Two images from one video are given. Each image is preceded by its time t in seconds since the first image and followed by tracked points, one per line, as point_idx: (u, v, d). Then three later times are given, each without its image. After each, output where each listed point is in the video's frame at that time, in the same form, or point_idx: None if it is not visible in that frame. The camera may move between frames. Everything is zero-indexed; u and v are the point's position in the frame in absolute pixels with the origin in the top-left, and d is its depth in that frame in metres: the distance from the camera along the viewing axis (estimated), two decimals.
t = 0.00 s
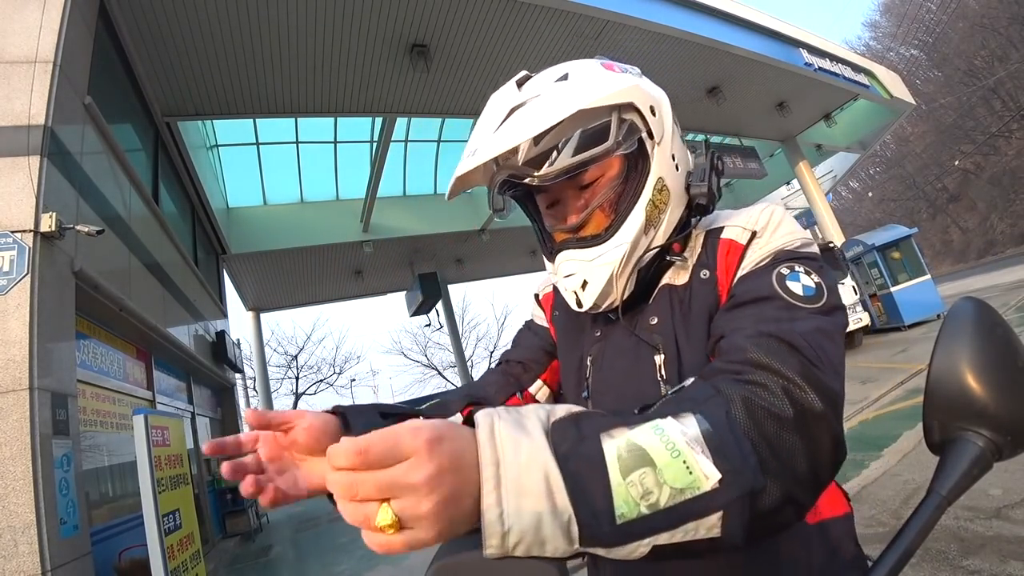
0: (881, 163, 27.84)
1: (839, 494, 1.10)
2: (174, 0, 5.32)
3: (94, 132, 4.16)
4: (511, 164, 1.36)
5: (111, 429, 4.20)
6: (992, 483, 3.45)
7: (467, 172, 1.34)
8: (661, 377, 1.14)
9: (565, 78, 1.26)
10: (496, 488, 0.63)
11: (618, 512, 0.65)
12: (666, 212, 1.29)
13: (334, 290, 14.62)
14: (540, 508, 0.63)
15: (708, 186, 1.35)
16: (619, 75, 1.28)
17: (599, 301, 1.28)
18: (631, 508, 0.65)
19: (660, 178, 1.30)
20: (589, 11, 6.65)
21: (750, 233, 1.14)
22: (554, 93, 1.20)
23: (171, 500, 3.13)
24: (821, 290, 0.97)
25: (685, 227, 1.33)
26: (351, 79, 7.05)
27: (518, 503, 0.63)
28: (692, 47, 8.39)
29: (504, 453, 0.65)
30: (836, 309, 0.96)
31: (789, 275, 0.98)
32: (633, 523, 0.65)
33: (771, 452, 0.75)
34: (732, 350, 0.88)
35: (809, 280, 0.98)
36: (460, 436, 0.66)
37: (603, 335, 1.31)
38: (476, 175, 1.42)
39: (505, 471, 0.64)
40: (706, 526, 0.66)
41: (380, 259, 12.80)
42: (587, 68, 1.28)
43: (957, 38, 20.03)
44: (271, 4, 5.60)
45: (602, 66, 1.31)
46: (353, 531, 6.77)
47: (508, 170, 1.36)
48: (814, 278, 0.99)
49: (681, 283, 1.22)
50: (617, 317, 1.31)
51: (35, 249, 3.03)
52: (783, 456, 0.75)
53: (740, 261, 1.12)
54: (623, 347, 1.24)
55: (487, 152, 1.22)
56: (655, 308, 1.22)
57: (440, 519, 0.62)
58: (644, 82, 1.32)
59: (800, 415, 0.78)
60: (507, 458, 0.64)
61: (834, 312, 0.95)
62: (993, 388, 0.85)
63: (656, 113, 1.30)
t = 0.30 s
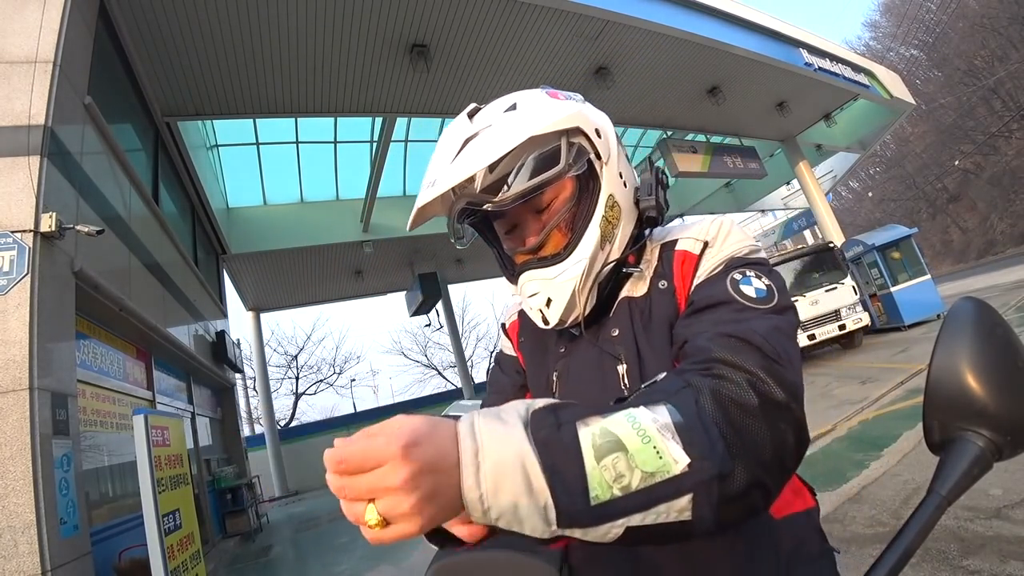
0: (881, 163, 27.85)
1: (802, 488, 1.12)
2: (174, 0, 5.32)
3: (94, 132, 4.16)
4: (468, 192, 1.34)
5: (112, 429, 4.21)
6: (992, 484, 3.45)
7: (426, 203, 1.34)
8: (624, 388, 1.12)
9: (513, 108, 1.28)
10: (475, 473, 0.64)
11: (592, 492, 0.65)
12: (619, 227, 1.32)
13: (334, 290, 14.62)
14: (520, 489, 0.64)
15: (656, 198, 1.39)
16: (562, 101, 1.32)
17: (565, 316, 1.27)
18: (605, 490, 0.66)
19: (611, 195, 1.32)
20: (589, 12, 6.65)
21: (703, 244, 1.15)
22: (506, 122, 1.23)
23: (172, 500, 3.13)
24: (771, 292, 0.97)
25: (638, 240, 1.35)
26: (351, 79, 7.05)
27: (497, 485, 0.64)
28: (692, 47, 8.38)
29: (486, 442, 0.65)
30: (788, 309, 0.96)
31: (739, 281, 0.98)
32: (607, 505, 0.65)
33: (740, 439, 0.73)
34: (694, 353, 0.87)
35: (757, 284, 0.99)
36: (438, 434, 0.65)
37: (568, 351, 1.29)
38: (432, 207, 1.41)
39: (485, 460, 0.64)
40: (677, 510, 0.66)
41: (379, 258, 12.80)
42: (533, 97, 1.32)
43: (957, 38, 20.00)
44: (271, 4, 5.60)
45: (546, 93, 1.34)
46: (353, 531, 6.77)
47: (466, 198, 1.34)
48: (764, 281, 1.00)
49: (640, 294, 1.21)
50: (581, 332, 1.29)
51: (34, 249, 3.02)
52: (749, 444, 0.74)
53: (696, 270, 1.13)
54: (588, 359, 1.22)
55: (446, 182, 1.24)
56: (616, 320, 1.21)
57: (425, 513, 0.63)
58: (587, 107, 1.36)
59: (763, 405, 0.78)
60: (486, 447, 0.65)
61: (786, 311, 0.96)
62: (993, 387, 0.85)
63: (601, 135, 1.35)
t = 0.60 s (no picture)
0: (881, 163, 27.87)
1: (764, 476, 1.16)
2: None
3: (94, 132, 4.16)
4: (435, 204, 1.35)
5: (111, 429, 4.20)
6: (992, 483, 3.45)
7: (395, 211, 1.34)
8: (592, 389, 1.11)
9: (478, 128, 1.30)
10: (464, 474, 0.66)
11: (565, 479, 0.66)
12: (576, 240, 1.33)
13: (334, 290, 14.61)
14: (505, 482, 0.66)
15: (610, 213, 1.39)
16: (523, 125, 1.35)
17: (525, 322, 1.26)
18: (579, 476, 0.66)
19: (567, 210, 1.34)
20: (589, 11, 6.65)
21: (656, 252, 1.18)
22: (470, 139, 1.26)
23: (172, 500, 3.13)
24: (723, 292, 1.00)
25: (594, 255, 1.37)
26: (350, 78, 7.04)
27: (482, 481, 0.66)
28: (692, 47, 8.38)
29: (469, 445, 0.68)
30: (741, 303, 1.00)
31: (690, 282, 1.02)
32: (581, 489, 0.66)
33: (704, 414, 0.75)
34: (660, 347, 0.90)
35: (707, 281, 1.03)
36: (426, 448, 0.69)
37: (534, 362, 1.28)
38: (400, 217, 1.42)
39: (470, 464, 0.67)
40: (647, 486, 0.67)
41: (379, 258, 12.79)
42: (497, 120, 1.35)
43: (957, 38, 20.01)
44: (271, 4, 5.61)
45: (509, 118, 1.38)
46: (353, 531, 6.76)
47: (433, 210, 1.35)
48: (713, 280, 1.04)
49: (600, 303, 1.23)
50: (545, 341, 1.28)
51: (35, 249, 3.02)
52: (712, 419, 0.76)
53: (651, 277, 1.16)
54: (553, 368, 1.20)
55: (415, 192, 1.23)
56: (579, 329, 1.21)
57: (427, 513, 0.67)
58: (547, 131, 1.40)
59: (724, 384, 0.80)
60: (470, 451, 0.67)
61: (740, 305, 1.00)
62: (993, 387, 0.85)
63: (558, 156, 1.38)
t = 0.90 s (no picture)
0: (882, 163, 27.88)
1: (737, 468, 1.17)
2: None
3: (94, 132, 4.16)
4: (412, 221, 1.34)
5: (111, 429, 4.20)
6: (992, 483, 3.45)
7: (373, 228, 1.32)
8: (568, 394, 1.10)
9: (451, 149, 1.34)
10: (460, 470, 0.67)
11: (558, 461, 0.68)
12: (548, 253, 1.33)
13: (334, 291, 14.62)
14: (502, 474, 0.67)
15: (579, 227, 1.43)
16: (493, 147, 1.40)
17: (502, 333, 1.24)
18: (571, 459, 0.68)
19: (538, 225, 1.35)
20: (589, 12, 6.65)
21: (624, 258, 1.17)
22: (448, 159, 1.29)
23: (171, 500, 3.13)
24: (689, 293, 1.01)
25: (564, 268, 1.36)
26: (350, 78, 7.05)
27: (478, 474, 0.66)
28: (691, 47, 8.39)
29: (464, 441, 0.69)
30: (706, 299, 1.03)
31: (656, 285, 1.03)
32: (576, 472, 0.68)
33: (687, 395, 0.77)
34: (634, 341, 0.92)
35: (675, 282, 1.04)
36: (419, 450, 0.70)
37: (510, 372, 1.25)
38: (375, 235, 1.40)
39: (465, 460, 0.67)
40: (638, 465, 0.69)
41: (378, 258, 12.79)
42: (468, 143, 1.40)
43: (957, 38, 20.01)
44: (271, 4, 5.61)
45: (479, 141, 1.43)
46: (353, 531, 6.76)
47: (410, 227, 1.34)
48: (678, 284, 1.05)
49: (573, 311, 1.21)
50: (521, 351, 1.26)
51: (35, 249, 3.02)
52: (696, 397, 0.78)
53: (621, 281, 1.15)
54: (530, 374, 1.18)
55: (394, 209, 1.25)
56: (553, 336, 1.19)
57: (424, 513, 0.66)
58: (515, 153, 1.45)
59: (699, 364, 0.82)
60: (466, 449, 0.68)
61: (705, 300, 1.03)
62: (993, 387, 0.85)
63: (527, 176, 1.42)
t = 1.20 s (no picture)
0: (882, 163, 27.88)
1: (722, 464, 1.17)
2: None
3: (94, 132, 4.16)
4: (400, 245, 1.31)
5: (111, 429, 4.20)
6: (992, 484, 3.45)
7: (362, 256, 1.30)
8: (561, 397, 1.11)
9: (428, 168, 1.34)
10: (479, 455, 0.67)
11: (579, 450, 0.68)
12: (534, 264, 1.33)
13: (334, 291, 14.62)
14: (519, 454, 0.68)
15: (561, 235, 1.42)
16: (469, 162, 1.39)
17: (500, 346, 1.23)
18: (591, 449, 0.69)
19: (522, 236, 1.34)
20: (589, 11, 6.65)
21: (609, 263, 1.20)
22: (429, 181, 1.28)
23: (171, 500, 3.13)
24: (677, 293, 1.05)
25: (549, 277, 1.37)
26: (350, 78, 7.04)
27: (493, 458, 0.67)
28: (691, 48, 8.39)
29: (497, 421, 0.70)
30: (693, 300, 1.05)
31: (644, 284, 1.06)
32: (595, 463, 0.69)
33: (692, 389, 0.78)
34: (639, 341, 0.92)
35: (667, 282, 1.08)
36: (439, 437, 0.68)
37: (501, 379, 1.25)
38: (362, 263, 1.37)
39: (482, 446, 0.68)
40: (649, 460, 0.70)
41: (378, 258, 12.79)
42: (444, 160, 1.39)
43: (957, 38, 20.01)
44: (271, 4, 5.61)
45: (454, 157, 1.42)
46: (353, 531, 6.77)
47: (398, 251, 1.31)
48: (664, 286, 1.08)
49: (560, 316, 1.22)
50: (513, 361, 1.25)
51: (35, 249, 3.02)
52: (702, 392, 0.79)
53: (608, 286, 1.17)
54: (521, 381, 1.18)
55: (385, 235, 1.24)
56: (543, 341, 1.20)
57: (444, 504, 0.65)
58: (491, 167, 1.44)
59: (705, 363, 0.83)
60: (481, 436, 0.68)
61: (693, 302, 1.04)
62: (994, 387, 0.85)
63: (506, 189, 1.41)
